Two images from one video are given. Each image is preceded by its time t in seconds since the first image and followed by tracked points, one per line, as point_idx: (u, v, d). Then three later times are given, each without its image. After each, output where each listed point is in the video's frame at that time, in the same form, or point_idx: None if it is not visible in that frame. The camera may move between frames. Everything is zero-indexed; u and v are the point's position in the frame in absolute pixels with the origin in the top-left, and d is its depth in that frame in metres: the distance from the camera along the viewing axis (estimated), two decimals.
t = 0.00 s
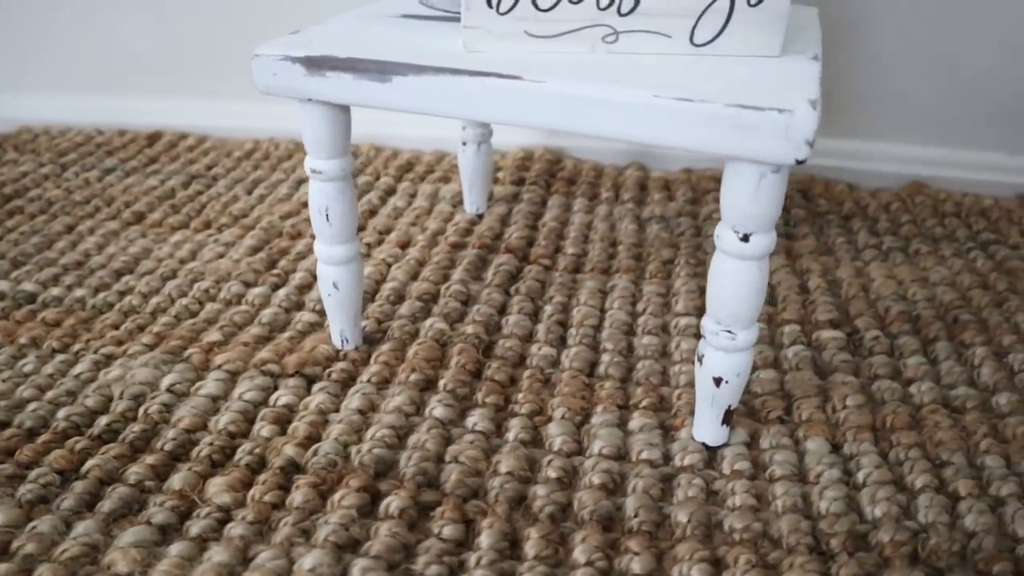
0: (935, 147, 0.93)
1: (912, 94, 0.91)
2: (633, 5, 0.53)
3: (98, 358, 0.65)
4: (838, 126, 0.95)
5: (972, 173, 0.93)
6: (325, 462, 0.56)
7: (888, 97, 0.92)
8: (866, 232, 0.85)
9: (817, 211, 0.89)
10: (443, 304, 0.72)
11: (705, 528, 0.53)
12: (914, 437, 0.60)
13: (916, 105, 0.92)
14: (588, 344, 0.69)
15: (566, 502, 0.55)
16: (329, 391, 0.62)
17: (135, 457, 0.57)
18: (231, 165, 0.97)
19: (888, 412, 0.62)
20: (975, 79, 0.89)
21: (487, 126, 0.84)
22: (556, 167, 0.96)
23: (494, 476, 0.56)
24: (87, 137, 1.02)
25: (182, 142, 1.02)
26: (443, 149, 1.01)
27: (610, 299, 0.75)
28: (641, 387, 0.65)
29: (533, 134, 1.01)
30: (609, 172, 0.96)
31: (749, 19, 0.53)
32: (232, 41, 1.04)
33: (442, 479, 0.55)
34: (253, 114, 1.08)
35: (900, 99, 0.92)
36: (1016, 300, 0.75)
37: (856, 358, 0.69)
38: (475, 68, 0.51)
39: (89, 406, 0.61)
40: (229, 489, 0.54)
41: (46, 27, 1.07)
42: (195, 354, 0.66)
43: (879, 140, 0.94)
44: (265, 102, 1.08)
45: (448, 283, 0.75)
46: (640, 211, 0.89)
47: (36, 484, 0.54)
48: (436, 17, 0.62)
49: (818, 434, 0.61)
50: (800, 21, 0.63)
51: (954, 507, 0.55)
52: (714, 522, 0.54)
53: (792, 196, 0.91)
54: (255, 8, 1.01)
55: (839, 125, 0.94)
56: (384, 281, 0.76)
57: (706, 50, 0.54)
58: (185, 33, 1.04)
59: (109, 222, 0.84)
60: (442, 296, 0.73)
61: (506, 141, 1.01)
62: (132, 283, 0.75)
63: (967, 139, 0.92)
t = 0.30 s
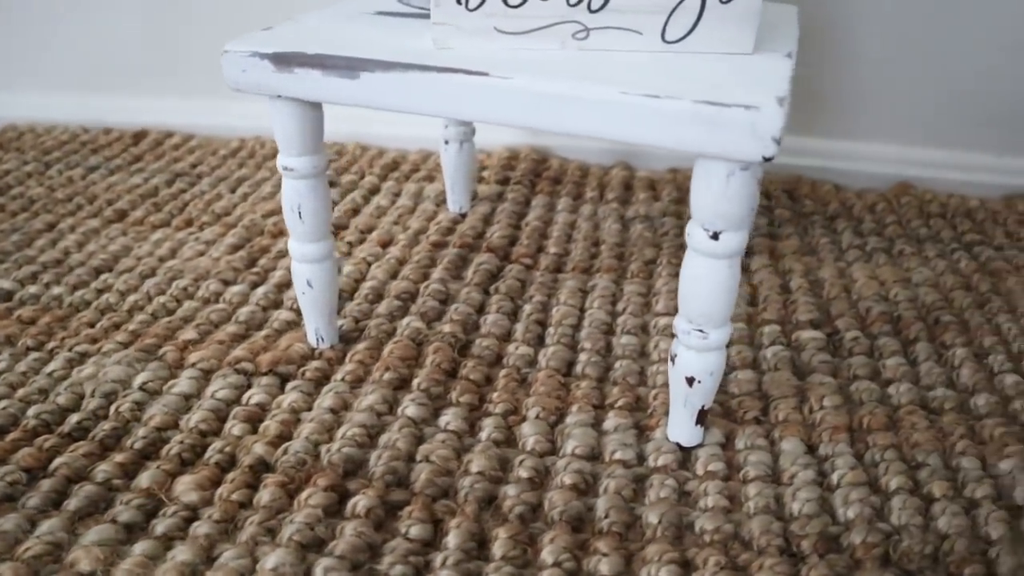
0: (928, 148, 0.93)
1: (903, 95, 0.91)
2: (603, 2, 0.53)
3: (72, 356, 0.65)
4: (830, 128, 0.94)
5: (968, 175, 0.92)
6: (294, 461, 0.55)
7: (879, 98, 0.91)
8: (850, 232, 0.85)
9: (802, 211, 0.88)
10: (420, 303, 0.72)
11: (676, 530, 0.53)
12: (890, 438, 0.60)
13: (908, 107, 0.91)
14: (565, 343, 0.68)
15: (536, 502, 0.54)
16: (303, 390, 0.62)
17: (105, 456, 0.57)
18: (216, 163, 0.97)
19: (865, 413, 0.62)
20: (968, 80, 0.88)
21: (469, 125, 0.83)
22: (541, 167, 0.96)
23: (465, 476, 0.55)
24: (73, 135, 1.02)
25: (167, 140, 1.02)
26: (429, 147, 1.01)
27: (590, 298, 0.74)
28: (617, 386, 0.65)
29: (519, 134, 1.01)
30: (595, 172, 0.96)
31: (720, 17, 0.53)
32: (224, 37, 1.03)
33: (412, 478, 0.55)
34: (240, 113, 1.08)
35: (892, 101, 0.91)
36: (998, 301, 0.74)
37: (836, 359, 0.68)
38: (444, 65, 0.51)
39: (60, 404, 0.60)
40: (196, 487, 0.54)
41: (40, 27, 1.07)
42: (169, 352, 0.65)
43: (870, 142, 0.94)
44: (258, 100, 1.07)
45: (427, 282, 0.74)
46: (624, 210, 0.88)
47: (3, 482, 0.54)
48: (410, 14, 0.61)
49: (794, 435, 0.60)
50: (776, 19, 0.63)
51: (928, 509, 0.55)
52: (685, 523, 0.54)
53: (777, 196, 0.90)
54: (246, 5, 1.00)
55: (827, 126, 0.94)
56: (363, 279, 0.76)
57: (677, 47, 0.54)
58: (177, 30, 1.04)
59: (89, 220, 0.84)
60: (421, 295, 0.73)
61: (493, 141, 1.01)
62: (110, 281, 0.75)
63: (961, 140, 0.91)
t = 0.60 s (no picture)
0: (942, 151, 0.91)
1: (917, 97, 0.89)
2: None
3: (76, 342, 0.66)
4: (842, 129, 0.93)
5: (982, 179, 0.91)
6: (288, 453, 0.56)
7: (892, 99, 0.90)
8: (859, 235, 0.84)
9: (811, 213, 0.87)
10: (421, 297, 0.72)
11: (666, 533, 0.53)
12: (888, 446, 0.59)
13: (922, 108, 0.90)
14: (565, 342, 0.68)
15: (527, 501, 0.54)
16: (300, 382, 0.62)
17: (103, 442, 0.58)
18: (226, 154, 0.97)
19: (864, 420, 0.61)
20: (983, 81, 0.87)
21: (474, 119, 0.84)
22: (550, 163, 0.96)
23: (456, 472, 0.56)
24: (88, 123, 1.03)
25: (180, 130, 1.03)
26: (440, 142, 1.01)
27: (592, 297, 0.74)
28: (615, 386, 0.64)
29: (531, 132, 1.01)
30: (604, 169, 0.95)
31: (722, 16, 0.53)
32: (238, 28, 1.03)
33: (404, 473, 0.55)
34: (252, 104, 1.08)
35: (906, 102, 0.90)
36: (1007, 308, 0.73)
37: (837, 364, 0.68)
38: (439, 60, 0.52)
39: (62, 390, 0.61)
40: (191, 476, 0.55)
41: (59, 18, 1.08)
42: (171, 341, 0.66)
43: (882, 144, 0.93)
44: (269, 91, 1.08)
45: (429, 277, 0.75)
46: (631, 209, 0.88)
47: (3, 466, 0.55)
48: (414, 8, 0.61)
49: (790, 440, 0.60)
50: (781, 20, 0.62)
51: (923, 519, 0.54)
52: (675, 525, 0.54)
53: (787, 198, 0.90)
54: None
55: (838, 126, 0.93)
56: (366, 272, 0.76)
57: (678, 46, 0.54)
58: (191, 20, 1.05)
59: (100, 208, 0.85)
60: (422, 290, 0.73)
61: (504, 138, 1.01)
62: (117, 269, 0.76)
63: (976, 143, 0.90)
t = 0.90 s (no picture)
0: (971, 159, 0.90)
1: (946, 105, 0.88)
2: (619, 8, 0.52)
3: (99, 339, 0.68)
4: (868, 136, 0.92)
5: (1012, 188, 0.89)
6: (299, 454, 0.57)
7: (920, 107, 0.89)
8: (883, 245, 0.83)
9: (834, 222, 0.86)
10: (438, 301, 0.72)
11: (671, 544, 0.53)
12: (903, 461, 0.58)
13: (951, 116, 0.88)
14: (578, 348, 0.68)
15: (534, 508, 0.55)
16: (314, 383, 0.63)
17: (121, 438, 0.59)
18: (253, 154, 0.99)
19: (879, 435, 0.61)
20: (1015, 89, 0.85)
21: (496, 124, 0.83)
22: (572, 168, 0.96)
23: (464, 477, 0.56)
24: (121, 122, 1.05)
25: (209, 130, 1.04)
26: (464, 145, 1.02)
27: (608, 303, 0.74)
28: (627, 394, 0.64)
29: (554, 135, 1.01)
30: (626, 175, 0.95)
31: (739, 26, 0.52)
32: (267, 31, 1.05)
33: (412, 476, 0.56)
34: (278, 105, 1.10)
35: (934, 109, 0.88)
36: None
37: (854, 377, 0.67)
38: (452, 68, 0.53)
39: (84, 385, 0.63)
40: (204, 474, 0.56)
41: (96, 22, 1.11)
42: (191, 340, 0.67)
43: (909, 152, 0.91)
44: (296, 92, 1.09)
45: (446, 281, 0.75)
46: (652, 215, 0.88)
47: (24, 458, 0.56)
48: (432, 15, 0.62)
49: (802, 454, 0.59)
50: (803, 29, 0.61)
51: (936, 538, 0.53)
52: (681, 536, 0.53)
53: (811, 206, 0.88)
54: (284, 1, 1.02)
55: (865, 134, 0.92)
56: (384, 274, 0.77)
57: (694, 56, 0.53)
58: (218, 24, 1.06)
59: (128, 207, 0.87)
60: (438, 294, 0.74)
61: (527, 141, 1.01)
62: (142, 267, 0.77)
63: (1007, 152, 0.88)
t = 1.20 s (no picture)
0: (980, 164, 0.88)
1: (954, 109, 0.87)
2: (612, 13, 0.52)
3: (101, 339, 0.68)
4: (874, 141, 0.91)
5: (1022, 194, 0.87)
6: (291, 456, 0.57)
7: (927, 111, 0.88)
8: (888, 251, 0.82)
9: (839, 227, 0.86)
10: (436, 304, 0.73)
11: (660, 550, 0.52)
12: (899, 470, 0.58)
13: (958, 120, 0.87)
14: (575, 353, 0.68)
15: (524, 512, 0.55)
16: (310, 385, 0.64)
17: (118, 438, 0.60)
18: (260, 156, 0.99)
19: (875, 443, 0.60)
20: None
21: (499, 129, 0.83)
22: (577, 171, 0.96)
23: (455, 481, 0.56)
24: (132, 124, 1.06)
25: (218, 132, 1.05)
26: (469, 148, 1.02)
27: (607, 308, 0.74)
28: (622, 399, 0.64)
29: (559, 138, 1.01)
30: (630, 178, 0.95)
31: (732, 31, 0.52)
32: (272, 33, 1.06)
33: (403, 480, 0.56)
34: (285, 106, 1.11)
35: (941, 113, 0.87)
36: None
37: (853, 384, 0.66)
38: (444, 74, 0.53)
39: (84, 385, 0.63)
40: (198, 475, 0.56)
41: (109, 26, 1.12)
42: (190, 341, 0.68)
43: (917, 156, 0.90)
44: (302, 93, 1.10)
45: (445, 284, 0.75)
46: (655, 219, 0.87)
47: (23, 457, 0.57)
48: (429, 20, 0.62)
49: (796, 461, 0.59)
50: (801, 34, 0.61)
51: (930, 548, 0.53)
52: (670, 543, 0.53)
53: (816, 211, 0.88)
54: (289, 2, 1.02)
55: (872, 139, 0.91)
56: (384, 277, 0.77)
57: (687, 61, 0.53)
58: (225, 26, 1.07)
59: (136, 208, 0.88)
60: (437, 297, 0.74)
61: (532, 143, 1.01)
62: (146, 268, 0.78)
63: (1016, 156, 0.87)
